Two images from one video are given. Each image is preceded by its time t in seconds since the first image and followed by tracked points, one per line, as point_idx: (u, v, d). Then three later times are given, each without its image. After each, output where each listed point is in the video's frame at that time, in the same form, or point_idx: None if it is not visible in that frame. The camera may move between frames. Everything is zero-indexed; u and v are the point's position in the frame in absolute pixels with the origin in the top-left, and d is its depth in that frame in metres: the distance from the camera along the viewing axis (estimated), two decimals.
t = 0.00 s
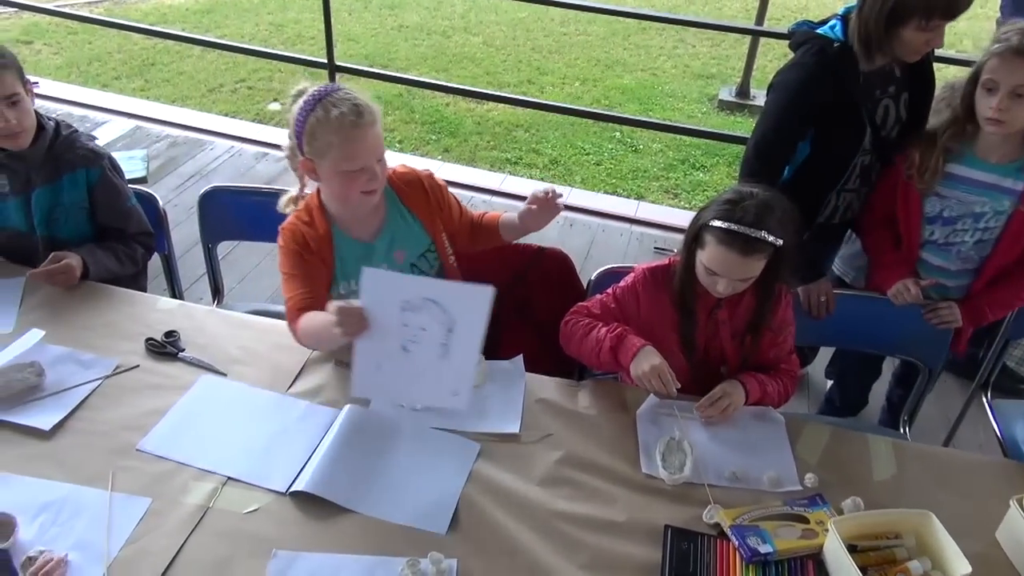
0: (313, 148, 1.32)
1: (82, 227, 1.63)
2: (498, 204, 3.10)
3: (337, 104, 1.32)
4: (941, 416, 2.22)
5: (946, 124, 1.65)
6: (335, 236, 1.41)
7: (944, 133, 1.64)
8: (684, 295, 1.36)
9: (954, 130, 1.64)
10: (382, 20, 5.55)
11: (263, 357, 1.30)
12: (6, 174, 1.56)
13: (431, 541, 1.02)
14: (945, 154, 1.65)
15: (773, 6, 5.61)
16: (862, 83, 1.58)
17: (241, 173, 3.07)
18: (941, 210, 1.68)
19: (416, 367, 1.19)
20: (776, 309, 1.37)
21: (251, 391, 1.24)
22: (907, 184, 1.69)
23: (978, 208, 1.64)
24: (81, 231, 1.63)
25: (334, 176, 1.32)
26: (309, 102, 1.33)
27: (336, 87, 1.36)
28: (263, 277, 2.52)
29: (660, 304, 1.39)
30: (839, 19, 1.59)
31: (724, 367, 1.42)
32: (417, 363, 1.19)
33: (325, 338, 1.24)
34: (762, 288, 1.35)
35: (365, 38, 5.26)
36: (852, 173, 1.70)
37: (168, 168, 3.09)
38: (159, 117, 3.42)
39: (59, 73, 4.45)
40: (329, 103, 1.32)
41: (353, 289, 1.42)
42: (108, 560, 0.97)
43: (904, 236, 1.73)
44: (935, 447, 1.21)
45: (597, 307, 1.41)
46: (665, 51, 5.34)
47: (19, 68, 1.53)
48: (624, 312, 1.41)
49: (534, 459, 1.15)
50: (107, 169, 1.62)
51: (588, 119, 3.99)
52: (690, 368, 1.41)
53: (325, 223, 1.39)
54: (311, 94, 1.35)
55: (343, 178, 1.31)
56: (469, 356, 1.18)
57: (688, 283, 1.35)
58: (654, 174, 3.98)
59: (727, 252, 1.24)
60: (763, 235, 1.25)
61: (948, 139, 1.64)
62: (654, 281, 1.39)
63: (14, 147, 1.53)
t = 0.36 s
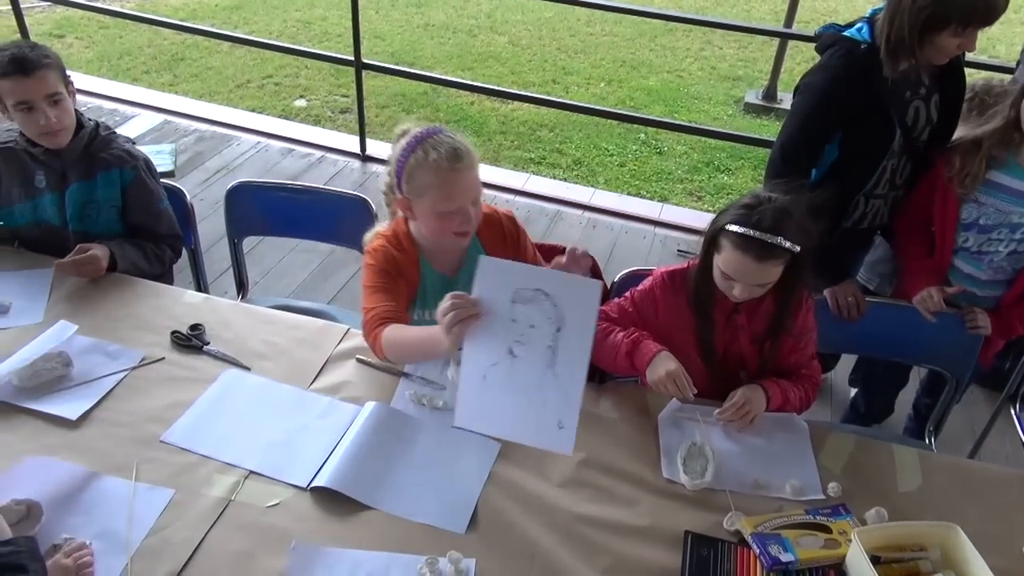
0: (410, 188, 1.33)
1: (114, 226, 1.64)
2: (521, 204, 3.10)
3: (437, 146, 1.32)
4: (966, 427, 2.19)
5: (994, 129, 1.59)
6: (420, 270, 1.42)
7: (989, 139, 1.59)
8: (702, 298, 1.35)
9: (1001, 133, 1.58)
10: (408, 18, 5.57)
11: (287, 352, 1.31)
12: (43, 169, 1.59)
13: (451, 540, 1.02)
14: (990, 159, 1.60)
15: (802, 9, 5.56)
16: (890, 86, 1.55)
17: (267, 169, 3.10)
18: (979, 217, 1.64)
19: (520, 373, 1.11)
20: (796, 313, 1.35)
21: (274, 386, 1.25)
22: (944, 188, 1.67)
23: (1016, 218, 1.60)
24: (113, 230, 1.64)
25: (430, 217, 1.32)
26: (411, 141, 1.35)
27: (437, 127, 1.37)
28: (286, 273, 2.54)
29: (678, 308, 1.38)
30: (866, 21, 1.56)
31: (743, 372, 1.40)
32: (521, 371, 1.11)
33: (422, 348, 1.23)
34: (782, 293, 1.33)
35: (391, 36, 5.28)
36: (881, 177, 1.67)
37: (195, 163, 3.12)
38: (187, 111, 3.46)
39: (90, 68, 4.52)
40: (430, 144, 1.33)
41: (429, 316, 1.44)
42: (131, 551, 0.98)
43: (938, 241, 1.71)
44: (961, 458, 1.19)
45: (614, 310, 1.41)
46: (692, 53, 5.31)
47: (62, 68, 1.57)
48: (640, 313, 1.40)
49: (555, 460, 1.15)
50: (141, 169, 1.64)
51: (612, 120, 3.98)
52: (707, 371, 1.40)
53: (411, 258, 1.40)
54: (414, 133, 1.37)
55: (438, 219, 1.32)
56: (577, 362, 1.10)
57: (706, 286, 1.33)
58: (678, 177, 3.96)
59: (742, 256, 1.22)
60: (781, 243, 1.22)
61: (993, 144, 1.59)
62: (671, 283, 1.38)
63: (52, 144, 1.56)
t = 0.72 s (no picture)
0: (532, 182, 1.37)
1: (136, 214, 1.66)
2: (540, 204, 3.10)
3: (561, 152, 1.36)
4: (988, 438, 2.17)
5: None
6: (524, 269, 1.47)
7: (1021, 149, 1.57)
8: (719, 304, 1.34)
9: None
10: (431, 17, 5.58)
11: (308, 348, 1.32)
12: (67, 162, 1.60)
13: (468, 539, 1.03)
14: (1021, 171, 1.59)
15: (827, 12, 5.52)
16: (919, 90, 1.53)
17: (289, 165, 3.12)
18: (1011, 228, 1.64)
19: (569, 429, 1.04)
20: (815, 320, 1.33)
21: (295, 381, 1.26)
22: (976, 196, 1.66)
23: None
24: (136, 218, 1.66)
25: (539, 215, 1.36)
26: (543, 143, 1.39)
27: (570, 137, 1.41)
28: (307, 269, 2.56)
29: (695, 313, 1.38)
30: (891, 26, 1.55)
31: (761, 379, 1.39)
32: (569, 426, 1.04)
33: (497, 344, 1.30)
34: (799, 299, 1.32)
35: (414, 34, 5.30)
36: (907, 182, 1.66)
37: (219, 158, 3.15)
38: (212, 107, 3.49)
39: (117, 62, 4.57)
40: (555, 149, 1.36)
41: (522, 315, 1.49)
42: (153, 541, 0.99)
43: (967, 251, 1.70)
44: (984, 471, 1.17)
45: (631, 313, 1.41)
46: (715, 55, 5.28)
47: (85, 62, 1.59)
48: (658, 318, 1.40)
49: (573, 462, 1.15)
50: (159, 157, 1.65)
51: (634, 122, 3.97)
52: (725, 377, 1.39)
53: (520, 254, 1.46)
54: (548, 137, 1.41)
55: (546, 219, 1.35)
56: (623, 450, 1.03)
57: (723, 292, 1.33)
58: (698, 179, 3.94)
59: (756, 264, 1.21)
60: (796, 250, 1.21)
61: None
62: (689, 288, 1.38)
63: (75, 135, 1.57)
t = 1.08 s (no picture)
0: (574, 190, 1.36)
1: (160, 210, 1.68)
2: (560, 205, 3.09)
3: (608, 160, 1.34)
4: (1009, 449, 2.14)
5: None
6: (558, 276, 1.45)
7: None
8: (737, 309, 1.33)
9: None
10: (453, 17, 5.59)
11: (328, 346, 1.33)
12: (93, 156, 1.62)
13: (485, 539, 1.03)
14: None
15: (852, 15, 5.47)
16: (945, 95, 1.51)
17: (310, 162, 3.14)
18: None
19: (597, 471, 1.09)
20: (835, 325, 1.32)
21: (315, 378, 1.26)
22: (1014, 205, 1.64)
23: None
24: (160, 214, 1.67)
25: (580, 222, 1.34)
26: (589, 149, 1.37)
27: (617, 145, 1.39)
28: (327, 266, 2.57)
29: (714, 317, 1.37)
30: (918, 30, 1.53)
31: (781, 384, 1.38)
32: (596, 468, 1.09)
33: (536, 365, 1.27)
34: (819, 303, 1.30)
35: (436, 34, 5.31)
36: (933, 188, 1.63)
37: (241, 155, 3.17)
38: (235, 104, 3.51)
39: (142, 58, 4.62)
40: (602, 157, 1.35)
41: (557, 322, 1.47)
42: (173, 534, 1.00)
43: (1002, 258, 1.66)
44: (1007, 480, 1.16)
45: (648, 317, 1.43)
46: (738, 58, 5.25)
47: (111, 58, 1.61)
48: (676, 321, 1.40)
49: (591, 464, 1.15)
50: (183, 154, 1.67)
51: (655, 123, 3.95)
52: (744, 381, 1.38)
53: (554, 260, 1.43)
54: (595, 143, 1.39)
55: (586, 226, 1.34)
56: (640, 510, 1.05)
57: (741, 297, 1.32)
58: (718, 182, 3.92)
59: (772, 269, 1.21)
60: (812, 256, 1.20)
61: None
62: (709, 291, 1.37)
63: (100, 130, 1.59)
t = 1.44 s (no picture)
0: (585, 193, 1.35)
1: (186, 208, 1.70)
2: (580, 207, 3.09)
3: (619, 163, 1.32)
4: None
5: None
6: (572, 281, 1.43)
7: None
8: (764, 313, 1.33)
9: None
10: (477, 17, 5.61)
11: (349, 343, 1.34)
12: (121, 154, 1.64)
13: (503, 539, 1.03)
14: None
15: (879, 19, 5.42)
16: (973, 102, 1.50)
17: (333, 161, 3.15)
18: None
19: (646, 503, 1.10)
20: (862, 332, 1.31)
21: (336, 375, 1.27)
22: None
23: None
24: (185, 212, 1.70)
25: (591, 227, 1.33)
26: (600, 152, 1.36)
27: (627, 147, 1.37)
28: (348, 264, 2.58)
29: (737, 320, 1.37)
30: (948, 35, 1.51)
31: (803, 390, 1.37)
32: (644, 501, 1.10)
33: (569, 386, 1.25)
34: (846, 308, 1.29)
35: (459, 34, 5.32)
36: (960, 197, 1.62)
37: (265, 152, 3.20)
38: (259, 102, 3.54)
39: (169, 55, 4.67)
40: (615, 160, 1.33)
41: (570, 325, 1.46)
42: (194, 528, 1.01)
43: None
44: None
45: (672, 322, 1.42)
46: (762, 61, 5.22)
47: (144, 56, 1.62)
48: (699, 324, 1.40)
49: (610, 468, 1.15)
50: (209, 155, 1.68)
51: (677, 126, 3.94)
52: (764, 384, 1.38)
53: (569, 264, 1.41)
54: (605, 145, 1.37)
55: (597, 230, 1.33)
56: (699, 531, 1.06)
57: (767, 300, 1.31)
58: (740, 186, 3.90)
59: (801, 270, 1.20)
60: (844, 259, 1.19)
61: None
62: (734, 295, 1.37)
63: (131, 128, 1.60)
